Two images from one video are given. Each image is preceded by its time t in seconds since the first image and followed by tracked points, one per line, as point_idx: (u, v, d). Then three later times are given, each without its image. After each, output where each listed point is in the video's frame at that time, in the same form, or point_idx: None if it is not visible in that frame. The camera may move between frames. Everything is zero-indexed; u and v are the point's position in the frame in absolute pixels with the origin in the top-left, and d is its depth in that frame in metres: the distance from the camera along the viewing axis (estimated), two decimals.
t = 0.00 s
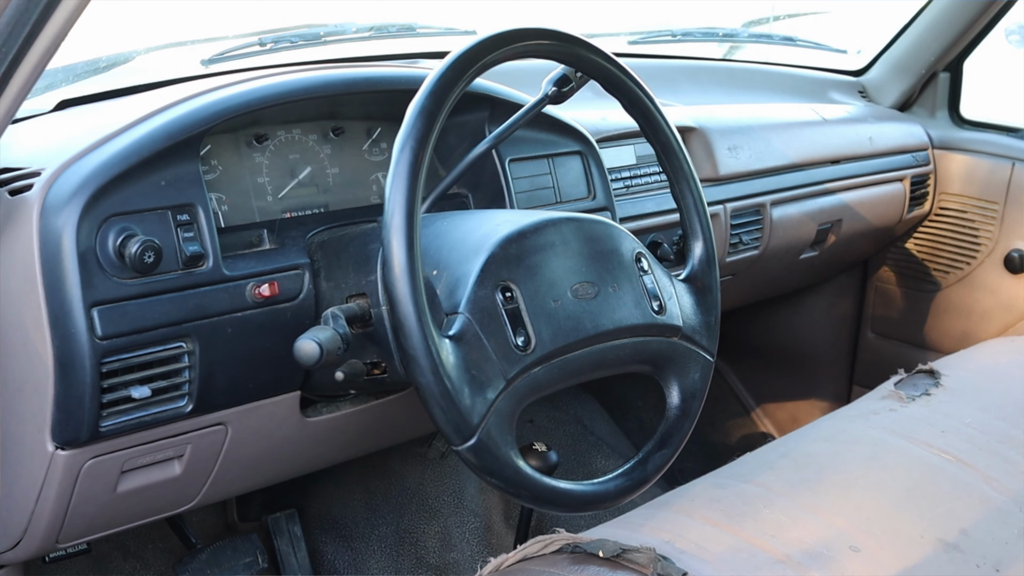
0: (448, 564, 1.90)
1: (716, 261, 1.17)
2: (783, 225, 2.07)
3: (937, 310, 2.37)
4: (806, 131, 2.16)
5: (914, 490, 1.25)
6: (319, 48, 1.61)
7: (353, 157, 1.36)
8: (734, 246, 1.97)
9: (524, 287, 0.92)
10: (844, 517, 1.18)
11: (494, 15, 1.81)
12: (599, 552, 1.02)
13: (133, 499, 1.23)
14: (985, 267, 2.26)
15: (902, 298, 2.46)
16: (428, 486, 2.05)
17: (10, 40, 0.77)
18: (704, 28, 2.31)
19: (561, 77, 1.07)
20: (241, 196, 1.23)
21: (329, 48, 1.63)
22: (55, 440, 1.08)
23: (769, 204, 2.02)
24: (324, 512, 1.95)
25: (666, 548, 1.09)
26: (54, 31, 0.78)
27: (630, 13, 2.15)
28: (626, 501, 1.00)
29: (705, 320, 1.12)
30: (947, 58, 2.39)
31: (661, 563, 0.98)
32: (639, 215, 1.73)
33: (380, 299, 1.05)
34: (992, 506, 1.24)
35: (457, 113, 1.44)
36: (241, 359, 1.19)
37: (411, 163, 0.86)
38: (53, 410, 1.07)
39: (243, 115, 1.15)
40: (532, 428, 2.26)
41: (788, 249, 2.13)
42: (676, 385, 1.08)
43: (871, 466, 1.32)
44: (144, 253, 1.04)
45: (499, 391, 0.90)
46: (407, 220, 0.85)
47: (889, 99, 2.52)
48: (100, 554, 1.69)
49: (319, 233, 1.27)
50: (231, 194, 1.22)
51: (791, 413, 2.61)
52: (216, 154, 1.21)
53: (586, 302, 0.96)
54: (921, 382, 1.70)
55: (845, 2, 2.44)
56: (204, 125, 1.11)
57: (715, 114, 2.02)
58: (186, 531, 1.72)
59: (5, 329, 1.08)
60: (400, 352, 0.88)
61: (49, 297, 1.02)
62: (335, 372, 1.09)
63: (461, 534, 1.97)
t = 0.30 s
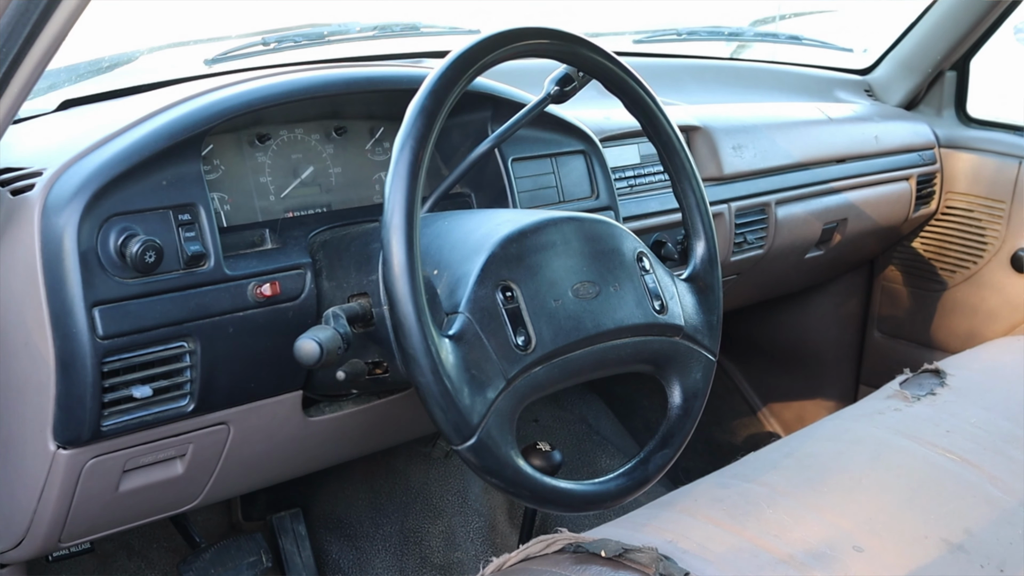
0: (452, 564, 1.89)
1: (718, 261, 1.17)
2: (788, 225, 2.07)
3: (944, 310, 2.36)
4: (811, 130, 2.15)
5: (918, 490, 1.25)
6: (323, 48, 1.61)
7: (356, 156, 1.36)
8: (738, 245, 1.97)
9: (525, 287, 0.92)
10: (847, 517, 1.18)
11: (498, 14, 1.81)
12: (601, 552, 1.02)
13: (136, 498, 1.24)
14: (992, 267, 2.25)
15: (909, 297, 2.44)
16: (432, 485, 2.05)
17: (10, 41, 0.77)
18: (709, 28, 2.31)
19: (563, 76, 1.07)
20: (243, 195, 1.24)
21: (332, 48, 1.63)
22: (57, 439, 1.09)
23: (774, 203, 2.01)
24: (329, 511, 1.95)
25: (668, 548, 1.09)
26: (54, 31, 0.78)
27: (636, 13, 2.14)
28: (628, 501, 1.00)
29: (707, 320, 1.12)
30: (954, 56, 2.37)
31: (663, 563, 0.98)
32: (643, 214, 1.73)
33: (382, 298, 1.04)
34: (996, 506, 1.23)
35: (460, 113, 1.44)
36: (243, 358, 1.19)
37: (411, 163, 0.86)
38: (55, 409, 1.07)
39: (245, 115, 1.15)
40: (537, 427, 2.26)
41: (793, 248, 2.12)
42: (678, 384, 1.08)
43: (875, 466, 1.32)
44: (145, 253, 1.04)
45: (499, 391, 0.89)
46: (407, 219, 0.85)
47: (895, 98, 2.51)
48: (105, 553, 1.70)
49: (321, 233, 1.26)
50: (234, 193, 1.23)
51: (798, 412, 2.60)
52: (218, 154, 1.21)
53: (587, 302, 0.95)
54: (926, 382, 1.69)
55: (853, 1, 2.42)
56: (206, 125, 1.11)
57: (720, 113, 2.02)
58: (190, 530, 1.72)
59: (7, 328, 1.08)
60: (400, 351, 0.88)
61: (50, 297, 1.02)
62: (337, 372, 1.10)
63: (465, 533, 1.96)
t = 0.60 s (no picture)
0: (456, 563, 1.89)
1: (721, 260, 1.16)
2: (793, 224, 2.06)
3: (950, 309, 2.35)
4: (816, 129, 2.15)
5: (923, 490, 1.24)
6: (326, 47, 1.61)
7: (358, 156, 1.36)
8: (743, 245, 1.96)
9: (525, 286, 0.92)
10: (850, 518, 1.17)
11: (501, 13, 1.80)
12: (603, 552, 1.02)
13: (137, 497, 1.24)
14: (998, 266, 2.24)
15: (915, 296, 2.43)
16: (437, 485, 2.05)
17: (10, 41, 0.77)
18: (715, 26, 2.29)
19: (566, 75, 1.10)
20: (246, 195, 1.24)
21: (336, 48, 1.63)
22: (59, 439, 1.09)
23: (779, 202, 2.01)
24: (334, 510, 1.95)
25: (670, 548, 1.09)
26: (54, 31, 0.78)
27: (640, 12, 2.14)
28: (629, 501, 1.00)
29: (709, 319, 1.12)
30: (961, 55, 2.36)
31: (665, 563, 0.98)
32: (648, 213, 1.73)
33: (384, 298, 1.05)
34: (1001, 506, 1.23)
35: (462, 112, 1.44)
36: (245, 358, 1.19)
37: (411, 162, 0.86)
38: (56, 409, 1.07)
39: (246, 114, 1.16)
40: (541, 427, 2.25)
41: (798, 248, 2.12)
42: (680, 384, 1.08)
43: (879, 466, 1.31)
44: (146, 252, 1.04)
45: (499, 390, 0.89)
46: (407, 219, 0.85)
47: (901, 97, 2.50)
48: (110, 552, 1.70)
49: (322, 232, 1.26)
50: (236, 193, 1.23)
51: (804, 412, 2.61)
52: (220, 153, 1.21)
53: (588, 302, 0.95)
54: (931, 382, 1.68)
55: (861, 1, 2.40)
56: (207, 124, 1.11)
57: (724, 112, 2.01)
58: (194, 529, 1.72)
59: (8, 327, 1.08)
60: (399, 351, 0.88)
61: (51, 296, 1.02)
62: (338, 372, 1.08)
63: (469, 532, 1.96)
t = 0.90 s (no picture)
0: (460, 563, 1.89)
1: (723, 259, 1.16)
2: (799, 223, 2.05)
3: (957, 309, 2.34)
4: (821, 128, 2.14)
5: (926, 491, 1.24)
6: (330, 47, 1.61)
7: (361, 155, 1.36)
8: (748, 244, 1.96)
9: (525, 286, 0.92)
10: (854, 518, 1.17)
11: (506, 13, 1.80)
12: (605, 552, 1.02)
13: (139, 497, 1.24)
14: (1005, 265, 2.23)
15: (922, 296, 2.43)
16: (441, 485, 2.05)
17: (10, 42, 0.77)
18: (721, 26, 2.27)
19: (569, 75, 1.11)
20: (248, 195, 1.24)
21: (340, 48, 1.63)
22: (60, 439, 1.09)
23: (784, 201, 2.00)
24: (338, 510, 1.95)
25: (672, 548, 1.09)
26: (54, 31, 0.78)
27: (645, 12, 2.13)
28: (631, 501, 0.99)
29: (711, 319, 1.11)
30: (967, 54, 2.35)
31: (667, 563, 0.97)
32: (652, 213, 1.72)
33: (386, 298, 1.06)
34: (1005, 507, 1.22)
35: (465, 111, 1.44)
36: (246, 357, 1.19)
37: (411, 161, 0.86)
38: (57, 409, 1.07)
39: (248, 114, 1.16)
40: (546, 427, 2.25)
41: (803, 248, 2.11)
42: (681, 383, 1.07)
43: (884, 466, 1.31)
44: (147, 252, 1.04)
45: (499, 390, 0.89)
46: (406, 218, 0.85)
47: (908, 96, 2.49)
48: (114, 551, 1.70)
49: (324, 233, 1.26)
50: (238, 193, 1.23)
51: (811, 412, 2.60)
52: (222, 153, 1.21)
53: (588, 301, 0.95)
54: (937, 382, 1.68)
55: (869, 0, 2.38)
56: (208, 124, 1.11)
57: (729, 112, 2.00)
58: (199, 528, 1.72)
59: (10, 327, 1.08)
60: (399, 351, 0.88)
61: (52, 296, 1.02)
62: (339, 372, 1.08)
63: (473, 532, 1.96)
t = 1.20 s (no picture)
0: (464, 563, 1.89)
1: (725, 260, 1.15)
2: (804, 223, 2.05)
3: (964, 309, 2.33)
4: (826, 128, 2.13)
5: (931, 491, 1.23)
6: (334, 47, 1.61)
7: (363, 156, 1.36)
8: (753, 244, 1.95)
9: (526, 286, 0.91)
10: (857, 519, 1.16)
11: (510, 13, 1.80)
12: (606, 553, 1.01)
13: (140, 497, 1.24)
14: (1012, 266, 2.22)
15: (928, 297, 2.42)
16: (445, 485, 2.05)
17: (10, 43, 0.78)
18: (727, 26, 2.26)
19: (571, 75, 1.11)
20: (250, 195, 1.24)
21: (344, 48, 1.63)
22: (61, 439, 1.09)
23: (789, 201, 2.00)
24: (343, 510, 1.95)
25: (675, 549, 1.08)
26: (54, 31, 0.78)
27: (651, 12, 2.13)
28: (632, 501, 0.99)
29: (712, 319, 1.11)
30: (974, 54, 2.35)
31: (669, 564, 0.97)
32: (656, 213, 1.72)
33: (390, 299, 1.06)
34: (1010, 508, 1.21)
35: (467, 111, 1.44)
36: (247, 357, 1.19)
37: (410, 161, 0.86)
38: (58, 409, 1.07)
39: (249, 114, 1.16)
40: (551, 427, 2.25)
41: (808, 248, 2.11)
42: (683, 383, 1.07)
43: (888, 467, 1.30)
44: (147, 252, 1.04)
45: (499, 390, 0.89)
46: (406, 218, 0.84)
47: (914, 96, 2.49)
48: (118, 552, 1.71)
49: (326, 232, 1.26)
50: (240, 193, 1.23)
51: (817, 412, 2.59)
52: (225, 154, 1.21)
53: (589, 302, 0.95)
54: (942, 382, 1.67)
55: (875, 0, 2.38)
56: (210, 124, 1.11)
57: (734, 112, 2.00)
58: (203, 529, 1.72)
59: (11, 327, 1.08)
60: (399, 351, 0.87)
61: (53, 296, 1.02)
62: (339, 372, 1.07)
63: (477, 532, 1.96)
